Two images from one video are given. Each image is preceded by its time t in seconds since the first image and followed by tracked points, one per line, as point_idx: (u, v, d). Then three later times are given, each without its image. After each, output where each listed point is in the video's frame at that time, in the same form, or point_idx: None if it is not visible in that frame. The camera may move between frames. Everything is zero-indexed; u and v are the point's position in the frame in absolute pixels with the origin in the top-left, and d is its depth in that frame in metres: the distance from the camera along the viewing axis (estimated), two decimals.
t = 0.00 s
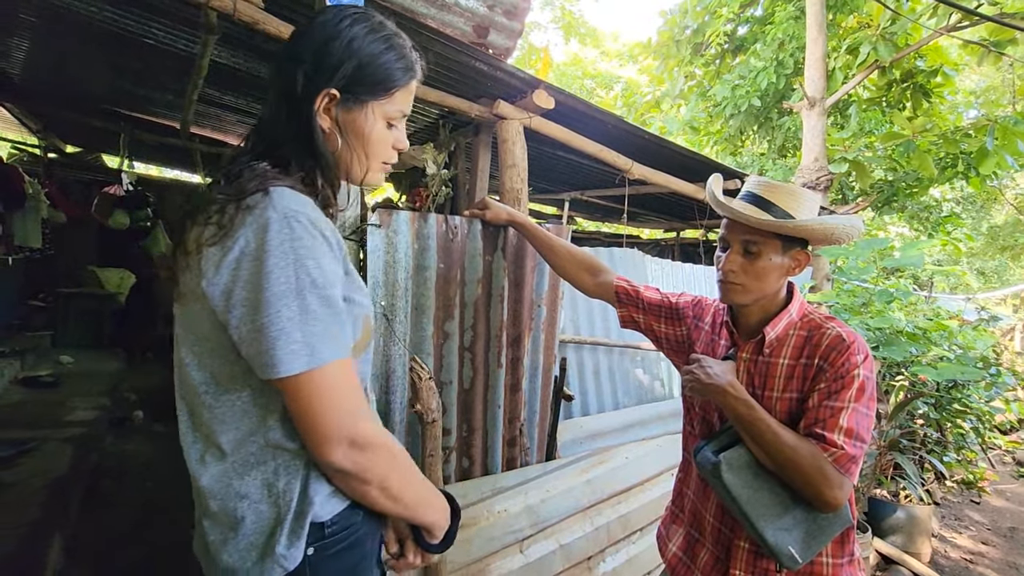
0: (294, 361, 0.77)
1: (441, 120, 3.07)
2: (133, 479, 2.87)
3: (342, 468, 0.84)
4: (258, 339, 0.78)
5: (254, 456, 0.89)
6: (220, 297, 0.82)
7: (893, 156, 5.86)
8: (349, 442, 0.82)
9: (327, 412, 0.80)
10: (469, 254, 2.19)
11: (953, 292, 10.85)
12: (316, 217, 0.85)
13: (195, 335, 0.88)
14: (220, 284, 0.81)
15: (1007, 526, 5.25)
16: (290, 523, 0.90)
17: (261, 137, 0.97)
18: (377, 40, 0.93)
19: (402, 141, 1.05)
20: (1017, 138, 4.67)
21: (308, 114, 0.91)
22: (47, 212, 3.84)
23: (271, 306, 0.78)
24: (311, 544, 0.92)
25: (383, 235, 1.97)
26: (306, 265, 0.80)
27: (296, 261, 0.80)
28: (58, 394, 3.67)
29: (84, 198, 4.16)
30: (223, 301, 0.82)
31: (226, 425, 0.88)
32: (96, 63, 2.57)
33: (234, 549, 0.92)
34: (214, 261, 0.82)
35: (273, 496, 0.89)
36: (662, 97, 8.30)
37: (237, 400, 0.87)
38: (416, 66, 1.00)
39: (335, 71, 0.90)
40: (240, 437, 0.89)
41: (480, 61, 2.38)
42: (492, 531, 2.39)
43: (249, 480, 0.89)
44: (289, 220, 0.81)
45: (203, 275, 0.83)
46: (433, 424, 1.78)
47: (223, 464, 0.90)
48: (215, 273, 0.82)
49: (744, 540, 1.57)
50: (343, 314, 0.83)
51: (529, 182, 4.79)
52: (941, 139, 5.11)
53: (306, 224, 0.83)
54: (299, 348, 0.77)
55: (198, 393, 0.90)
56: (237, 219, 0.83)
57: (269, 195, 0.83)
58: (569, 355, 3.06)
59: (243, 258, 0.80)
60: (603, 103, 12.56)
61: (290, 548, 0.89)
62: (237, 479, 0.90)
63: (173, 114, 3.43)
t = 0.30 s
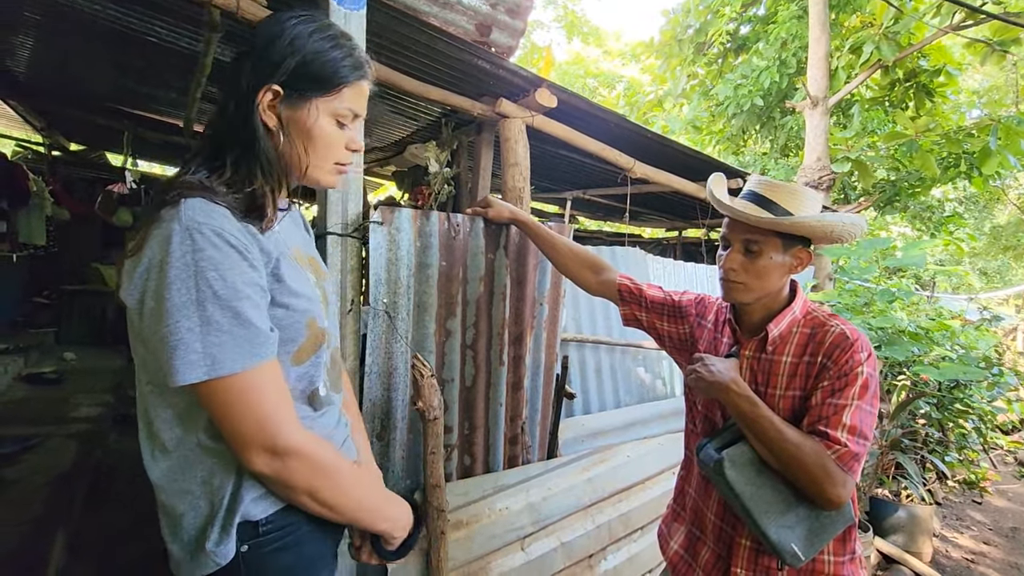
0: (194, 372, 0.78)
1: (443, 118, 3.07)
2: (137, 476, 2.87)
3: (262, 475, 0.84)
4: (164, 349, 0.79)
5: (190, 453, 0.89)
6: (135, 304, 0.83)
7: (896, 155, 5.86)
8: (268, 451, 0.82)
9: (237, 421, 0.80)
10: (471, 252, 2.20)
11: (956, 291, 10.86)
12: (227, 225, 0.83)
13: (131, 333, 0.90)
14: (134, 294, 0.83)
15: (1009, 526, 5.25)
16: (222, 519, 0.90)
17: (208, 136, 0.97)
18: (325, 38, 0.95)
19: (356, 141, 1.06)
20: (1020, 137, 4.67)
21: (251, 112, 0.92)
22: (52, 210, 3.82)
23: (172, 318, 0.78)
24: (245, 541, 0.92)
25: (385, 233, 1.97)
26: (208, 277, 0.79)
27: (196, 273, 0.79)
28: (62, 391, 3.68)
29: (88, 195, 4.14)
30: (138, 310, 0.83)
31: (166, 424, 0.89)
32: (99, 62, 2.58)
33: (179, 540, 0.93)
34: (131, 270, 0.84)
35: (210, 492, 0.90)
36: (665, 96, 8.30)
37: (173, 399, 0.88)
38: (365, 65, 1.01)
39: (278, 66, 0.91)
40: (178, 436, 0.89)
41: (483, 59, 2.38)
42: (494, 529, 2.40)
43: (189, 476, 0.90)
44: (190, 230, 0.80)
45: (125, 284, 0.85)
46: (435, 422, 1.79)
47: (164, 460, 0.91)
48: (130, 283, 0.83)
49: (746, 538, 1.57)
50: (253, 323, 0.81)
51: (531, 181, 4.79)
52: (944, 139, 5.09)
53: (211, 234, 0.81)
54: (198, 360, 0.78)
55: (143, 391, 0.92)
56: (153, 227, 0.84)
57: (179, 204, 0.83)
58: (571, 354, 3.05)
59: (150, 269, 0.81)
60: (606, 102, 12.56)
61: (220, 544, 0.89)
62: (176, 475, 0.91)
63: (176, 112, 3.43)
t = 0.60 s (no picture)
0: (176, 361, 0.78)
1: (445, 116, 3.07)
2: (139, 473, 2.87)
3: (245, 464, 0.84)
4: (146, 337, 0.79)
5: (177, 442, 0.89)
6: (120, 293, 0.83)
7: (897, 155, 5.86)
8: (250, 441, 0.82)
9: (220, 412, 0.80)
10: (473, 250, 2.20)
11: (956, 292, 10.87)
12: (211, 216, 0.83)
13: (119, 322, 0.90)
14: (119, 282, 0.83)
15: (1008, 526, 5.25)
16: (204, 507, 0.90)
17: (199, 128, 0.97)
18: (306, 31, 0.95)
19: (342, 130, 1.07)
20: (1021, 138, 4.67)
21: (243, 100, 0.92)
22: (53, 207, 3.83)
23: (154, 307, 0.78)
24: (228, 528, 0.91)
25: (388, 230, 1.97)
26: (190, 267, 0.79)
27: (179, 262, 0.79)
28: (63, 389, 3.68)
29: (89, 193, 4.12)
30: (122, 299, 0.83)
31: (153, 412, 0.90)
32: (101, 59, 2.58)
33: (164, 527, 0.93)
34: (117, 259, 0.84)
35: (194, 481, 0.90)
36: (666, 96, 8.30)
37: (160, 388, 0.89)
38: (350, 53, 1.02)
39: (266, 55, 0.91)
40: (166, 425, 0.90)
41: (486, 58, 2.38)
42: (497, 526, 2.41)
43: (175, 464, 0.90)
44: (173, 220, 0.80)
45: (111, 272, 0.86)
46: (437, 419, 1.79)
47: (151, 448, 0.91)
48: (116, 271, 0.83)
49: (748, 536, 1.57)
50: (236, 314, 0.80)
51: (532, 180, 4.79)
52: (945, 139, 5.08)
53: (195, 225, 0.80)
54: (180, 349, 0.78)
55: (130, 380, 0.92)
56: (139, 216, 0.84)
57: (164, 193, 0.83)
58: (572, 352, 3.05)
59: (135, 257, 0.81)
60: (607, 101, 12.55)
61: (203, 530, 0.89)
62: (163, 463, 0.91)
63: (177, 109, 3.43)
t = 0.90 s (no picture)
0: (173, 354, 0.77)
1: (444, 115, 3.06)
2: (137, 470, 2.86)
3: (243, 464, 0.83)
4: (142, 330, 0.78)
5: (172, 441, 0.89)
6: (116, 286, 0.83)
7: (896, 155, 5.87)
8: (248, 440, 0.81)
9: (218, 408, 0.79)
10: (473, 249, 2.19)
11: (953, 292, 10.90)
12: (209, 207, 0.82)
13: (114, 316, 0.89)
14: (115, 272, 0.82)
15: (1005, 526, 5.26)
16: (199, 509, 0.89)
17: (202, 119, 0.96)
18: (307, 21, 0.96)
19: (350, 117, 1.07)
20: (1020, 139, 4.67)
21: (255, 83, 0.91)
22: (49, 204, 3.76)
23: (150, 299, 0.77)
24: (223, 532, 0.91)
25: (388, 228, 1.96)
26: (189, 259, 0.78)
27: (176, 254, 0.78)
28: (60, 386, 3.66)
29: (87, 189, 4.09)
30: (118, 290, 0.82)
31: (148, 409, 0.89)
32: (100, 55, 2.56)
33: (159, 527, 0.93)
34: (113, 249, 0.83)
35: (190, 481, 0.89)
36: (665, 95, 8.30)
37: (155, 383, 0.88)
38: (351, 42, 1.03)
39: (273, 40, 0.92)
40: (159, 423, 0.89)
41: (486, 56, 2.38)
42: (495, 526, 2.40)
43: (170, 464, 0.89)
44: (171, 210, 0.79)
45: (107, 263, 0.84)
46: (436, 418, 1.79)
47: (146, 446, 0.91)
48: (112, 262, 0.82)
49: (747, 535, 1.57)
50: (235, 307, 0.80)
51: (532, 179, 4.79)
52: (945, 139, 5.08)
53: (192, 216, 0.79)
54: (178, 342, 0.77)
55: (126, 373, 0.91)
56: (136, 208, 0.83)
57: (162, 184, 0.82)
58: (571, 351, 3.05)
59: (131, 248, 0.80)
60: (607, 101, 12.55)
61: (197, 533, 0.89)
62: (158, 462, 0.90)
63: (176, 106, 3.41)
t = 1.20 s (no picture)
0: (184, 353, 0.75)
1: (440, 115, 3.06)
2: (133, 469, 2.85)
3: (259, 464, 0.83)
4: (151, 329, 0.76)
5: (186, 444, 0.85)
6: (119, 284, 0.80)
7: (891, 157, 5.89)
8: (263, 439, 0.80)
9: (230, 407, 0.78)
10: (470, 249, 2.20)
11: (948, 293, 10.97)
12: (214, 200, 0.81)
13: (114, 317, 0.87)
14: (118, 271, 0.80)
15: (999, 525, 5.29)
16: (217, 516, 0.87)
17: (199, 113, 0.96)
18: (299, 10, 0.96)
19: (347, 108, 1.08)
20: (1013, 141, 4.69)
21: (250, 76, 0.91)
22: (45, 204, 3.75)
23: (160, 296, 0.76)
24: (242, 537, 0.90)
25: (383, 228, 1.96)
26: (197, 254, 0.77)
27: (185, 250, 0.77)
28: (55, 387, 3.65)
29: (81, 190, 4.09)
30: (122, 289, 0.80)
31: (157, 411, 0.85)
32: (95, 55, 2.55)
33: (172, 534, 0.89)
34: (115, 246, 0.81)
35: (206, 485, 0.86)
36: (662, 96, 8.32)
37: (160, 386, 0.85)
38: (344, 30, 1.03)
39: (266, 30, 0.91)
40: (171, 425, 0.85)
41: (482, 56, 2.38)
42: (491, 526, 2.40)
43: (183, 469, 0.86)
44: (177, 204, 0.78)
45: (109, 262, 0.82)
46: (432, 418, 1.79)
47: (156, 450, 0.87)
48: (114, 260, 0.80)
49: (735, 533, 1.58)
50: (246, 302, 0.79)
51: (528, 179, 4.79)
52: (939, 140, 5.11)
53: (199, 210, 0.78)
54: (189, 339, 0.75)
55: (128, 377, 0.88)
56: (137, 204, 0.81)
57: (166, 179, 0.80)
58: (567, 351, 3.05)
59: (136, 244, 0.78)
60: (603, 101, 12.58)
61: (215, 540, 0.86)
62: (170, 467, 0.86)
63: (172, 106, 3.41)
